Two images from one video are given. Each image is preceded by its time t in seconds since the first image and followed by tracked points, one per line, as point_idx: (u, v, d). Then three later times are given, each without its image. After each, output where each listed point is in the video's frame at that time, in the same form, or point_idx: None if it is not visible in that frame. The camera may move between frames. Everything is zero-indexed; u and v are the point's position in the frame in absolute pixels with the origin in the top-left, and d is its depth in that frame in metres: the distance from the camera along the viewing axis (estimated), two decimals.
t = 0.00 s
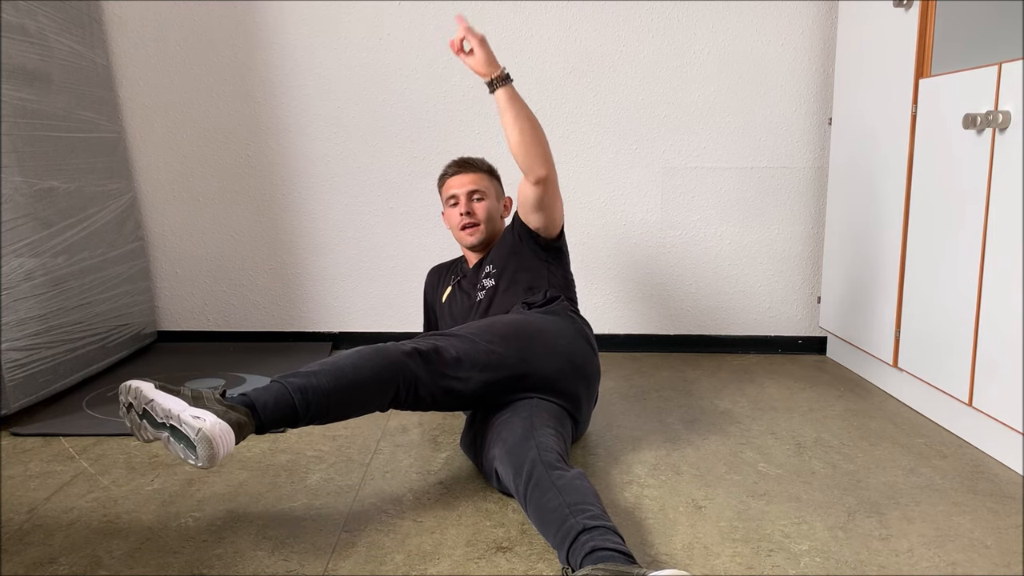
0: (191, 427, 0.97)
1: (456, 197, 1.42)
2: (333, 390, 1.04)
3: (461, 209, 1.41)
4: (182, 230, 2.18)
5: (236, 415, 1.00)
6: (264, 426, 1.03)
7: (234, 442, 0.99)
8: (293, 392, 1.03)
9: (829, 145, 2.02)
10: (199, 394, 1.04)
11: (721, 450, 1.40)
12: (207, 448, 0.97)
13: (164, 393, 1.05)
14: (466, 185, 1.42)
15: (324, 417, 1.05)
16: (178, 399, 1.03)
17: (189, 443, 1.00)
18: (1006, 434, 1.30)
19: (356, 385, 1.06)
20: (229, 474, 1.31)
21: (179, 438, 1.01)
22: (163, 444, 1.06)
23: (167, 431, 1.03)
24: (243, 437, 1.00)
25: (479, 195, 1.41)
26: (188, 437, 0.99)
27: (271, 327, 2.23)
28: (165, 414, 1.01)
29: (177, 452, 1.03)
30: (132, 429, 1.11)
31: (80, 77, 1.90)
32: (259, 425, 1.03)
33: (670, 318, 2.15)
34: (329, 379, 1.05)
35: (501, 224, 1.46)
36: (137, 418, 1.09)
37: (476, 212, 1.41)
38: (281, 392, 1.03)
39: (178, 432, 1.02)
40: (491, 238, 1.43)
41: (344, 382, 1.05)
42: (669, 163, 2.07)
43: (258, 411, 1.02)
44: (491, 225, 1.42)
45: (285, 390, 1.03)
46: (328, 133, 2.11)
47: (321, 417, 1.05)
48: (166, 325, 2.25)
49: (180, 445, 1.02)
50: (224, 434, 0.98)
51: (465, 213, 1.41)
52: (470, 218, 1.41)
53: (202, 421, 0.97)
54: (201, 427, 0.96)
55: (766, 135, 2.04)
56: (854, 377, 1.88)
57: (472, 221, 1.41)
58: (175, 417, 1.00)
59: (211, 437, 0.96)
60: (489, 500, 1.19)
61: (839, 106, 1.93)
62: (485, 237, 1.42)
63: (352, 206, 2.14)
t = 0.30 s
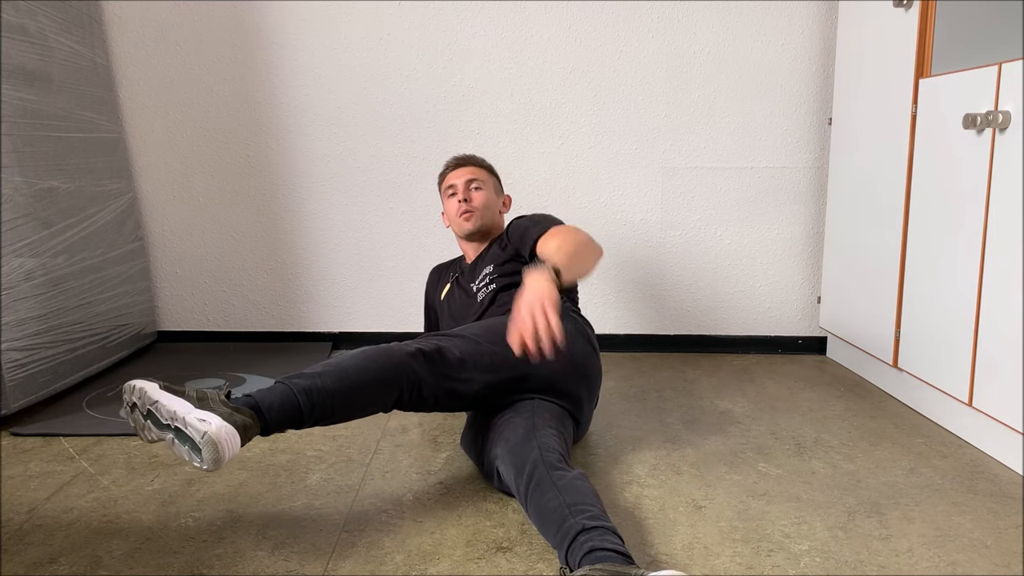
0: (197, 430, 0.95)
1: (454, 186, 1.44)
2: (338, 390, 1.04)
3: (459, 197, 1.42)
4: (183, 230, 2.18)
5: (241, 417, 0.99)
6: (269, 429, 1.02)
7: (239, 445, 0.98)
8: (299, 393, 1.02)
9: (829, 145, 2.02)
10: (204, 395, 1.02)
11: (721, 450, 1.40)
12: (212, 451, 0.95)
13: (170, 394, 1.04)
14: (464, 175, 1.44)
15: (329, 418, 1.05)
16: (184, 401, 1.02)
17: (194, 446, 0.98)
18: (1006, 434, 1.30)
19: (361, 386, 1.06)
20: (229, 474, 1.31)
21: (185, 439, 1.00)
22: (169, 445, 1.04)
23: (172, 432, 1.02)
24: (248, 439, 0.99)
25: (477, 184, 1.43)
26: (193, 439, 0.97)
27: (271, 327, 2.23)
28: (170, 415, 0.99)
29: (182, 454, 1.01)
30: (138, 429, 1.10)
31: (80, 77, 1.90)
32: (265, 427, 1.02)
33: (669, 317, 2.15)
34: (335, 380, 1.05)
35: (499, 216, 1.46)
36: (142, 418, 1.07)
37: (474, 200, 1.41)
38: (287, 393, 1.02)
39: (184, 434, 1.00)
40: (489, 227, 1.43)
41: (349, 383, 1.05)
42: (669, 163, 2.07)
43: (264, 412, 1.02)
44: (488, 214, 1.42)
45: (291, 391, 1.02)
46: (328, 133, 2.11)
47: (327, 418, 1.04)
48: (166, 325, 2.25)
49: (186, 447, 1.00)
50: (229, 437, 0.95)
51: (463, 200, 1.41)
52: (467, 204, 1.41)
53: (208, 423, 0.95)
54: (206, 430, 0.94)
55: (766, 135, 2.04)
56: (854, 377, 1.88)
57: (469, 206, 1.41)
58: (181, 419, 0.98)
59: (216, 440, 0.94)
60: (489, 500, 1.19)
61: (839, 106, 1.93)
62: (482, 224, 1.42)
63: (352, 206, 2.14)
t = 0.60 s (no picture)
0: (222, 416, 0.92)
1: (451, 184, 1.44)
2: (360, 381, 1.02)
3: (456, 194, 1.42)
4: (183, 230, 2.18)
5: (265, 405, 0.96)
6: (290, 419, 1.00)
7: (263, 432, 0.95)
8: (319, 383, 1.00)
9: (829, 145, 2.02)
10: (227, 382, 0.99)
11: (721, 450, 1.40)
12: (237, 438, 0.92)
13: (190, 378, 1.01)
14: (460, 173, 1.44)
15: (347, 411, 1.02)
16: (206, 386, 0.99)
17: (217, 433, 0.96)
18: (1006, 434, 1.30)
19: (383, 377, 1.04)
20: (229, 474, 1.31)
21: (208, 426, 0.97)
22: (189, 431, 1.01)
23: (193, 419, 0.99)
24: (272, 428, 0.96)
25: (475, 182, 1.43)
26: (217, 426, 0.94)
27: (270, 327, 2.23)
28: (192, 401, 0.97)
29: (203, 441, 0.99)
30: (156, 414, 1.07)
31: (80, 77, 1.90)
32: (286, 416, 0.99)
33: (669, 317, 2.15)
34: (355, 372, 1.02)
35: (496, 215, 1.46)
36: (161, 404, 1.05)
37: (471, 197, 1.42)
38: (308, 383, 1.00)
39: (205, 421, 0.97)
40: (484, 224, 1.43)
41: (369, 376, 1.02)
42: (669, 163, 2.07)
43: (286, 402, 0.99)
44: (485, 211, 1.43)
45: (313, 381, 1.00)
46: (328, 133, 2.11)
47: (347, 409, 1.02)
48: (166, 325, 2.25)
49: (208, 433, 0.98)
50: (255, 423, 0.93)
51: (459, 197, 1.42)
52: (464, 201, 1.41)
53: (233, 409, 0.93)
54: (231, 417, 0.92)
55: (766, 135, 2.04)
56: (854, 378, 1.88)
57: (465, 203, 1.41)
58: (204, 405, 0.95)
59: (242, 426, 0.91)
60: (489, 500, 1.19)
61: (839, 106, 1.93)
62: (477, 221, 1.42)
63: (352, 206, 2.14)
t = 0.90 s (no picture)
0: (234, 420, 0.92)
1: (449, 186, 1.43)
2: (368, 383, 1.02)
3: (454, 197, 1.41)
4: (183, 230, 2.18)
5: (276, 409, 0.96)
6: (300, 422, 1.00)
7: (275, 436, 0.95)
8: (329, 386, 1.00)
9: (829, 145, 2.02)
10: (237, 387, 0.99)
11: (721, 450, 1.40)
12: (249, 443, 0.92)
13: (200, 383, 1.01)
14: (458, 175, 1.43)
15: (357, 413, 1.02)
16: (216, 391, 0.99)
17: (228, 438, 0.96)
18: (1006, 434, 1.30)
19: (390, 378, 1.03)
20: (229, 474, 1.31)
21: (218, 431, 0.97)
22: (198, 436, 1.01)
23: (203, 423, 0.99)
24: (283, 431, 0.96)
25: (473, 184, 1.43)
26: (228, 431, 0.94)
27: (270, 327, 2.23)
28: (204, 406, 0.97)
29: (213, 446, 0.99)
30: (165, 419, 1.07)
31: (79, 77, 1.90)
32: (296, 420, 1.00)
33: (669, 317, 2.15)
34: (363, 374, 1.02)
35: (493, 216, 1.46)
36: (170, 409, 1.05)
37: (469, 199, 1.42)
38: (317, 386, 1.00)
39: (216, 426, 0.97)
40: (483, 227, 1.43)
41: (378, 378, 1.02)
42: (669, 163, 2.07)
43: (296, 405, 0.99)
44: (483, 213, 1.43)
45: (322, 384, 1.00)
46: (328, 133, 2.11)
47: (355, 411, 1.02)
48: (166, 325, 2.25)
49: (219, 438, 0.98)
50: (267, 429, 0.93)
51: (457, 200, 1.41)
52: (462, 205, 1.41)
53: (245, 414, 0.93)
54: (244, 422, 0.92)
55: (766, 135, 2.04)
56: (855, 378, 1.88)
57: (463, 206, 1.41)
58: (216, 409, 0.95)
59: (255, 431, 0.91)
60: (489, 500, 1.19)
61: (839, 106, 1.93)
62: (476, 224, 1.42)
63: (352, 206, 2.14)
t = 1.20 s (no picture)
0: (221, 431, 0.92)
1: (449, 189, 1.43)
2: (359, 390, 1.02)
3: (454, 201, 1.41)
4: (183, 230, 2.18)
5: (264, 418, 0.97)
6: (290, 430, 1.00)
7: (264, 445, 0.95)
8: (319, 394, 1.00)
9: (829, 145, 2.02)
10: (226, 396, 1.00)
11: (721, 450, 1.40)
12: (236, 453, 0.92)
13: (189, 393, 1.01)
14: (458, 177, 1.43)
15: (348, 420, 1.02)
16: (204, 400, 0.99)
17: (217, 447, 0.96)
18: (1006, 434, 1.30)
19: (382, 385, 1.03)
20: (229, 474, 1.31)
21: (207, 440, 0.97)
22: (189, 445, 1.02)
23: (192, 433, 0.99)
24: (272, 440, 0.97)
25: (472, 187, 1.43)
26: (216, 441, 0.94)
27: (271, 327, 2.23)
28: (192, 416, 0.97)
29: (202, 455, 0.99)
30: (156, 429, 1.07)
31: (79, 77, 1.90)
32: (285, 428, 1.00)
33: (669, 317, 2.15)
34: (354, 381, 1.02)
35: (494, 216, 1.46)
36: (160, 419, 1.05)
37: (469, 203, 1.41)
38: (307, 394, 1.00)
39: (205, 435, 0.97)
40: (484, 229, 1.43)
41: (369, 384, 1.02)
42: (669, 163, 2.07)
43: (286, 413, 0.99)
44: (483, 216, 1.42)
45: (312, 392, 1.00)
46: (328, 133, 2.11)
47: (347, 418, 1.02)
48: (166, 325, 2.25)
49: (208, 448, 0.98)
50: (254, 439, 0.93)
51: (458, 204, 1.41)
52: (461, 208, 1.41)
53: (232, 424, 0.93)
54: (231, 432, 0.92)
55: (766, 135, 2.04)
56: (855, 378, 1.88)
57: (464, 210, 1.41)
58: (203, 420, 0.95)
59: (242, 441, 0.92)
60: (489, 500, 1.19)
61: (839, 106, 1.93)
62: (478, 227, 1.42)
63: (352, 206, 2.14)
